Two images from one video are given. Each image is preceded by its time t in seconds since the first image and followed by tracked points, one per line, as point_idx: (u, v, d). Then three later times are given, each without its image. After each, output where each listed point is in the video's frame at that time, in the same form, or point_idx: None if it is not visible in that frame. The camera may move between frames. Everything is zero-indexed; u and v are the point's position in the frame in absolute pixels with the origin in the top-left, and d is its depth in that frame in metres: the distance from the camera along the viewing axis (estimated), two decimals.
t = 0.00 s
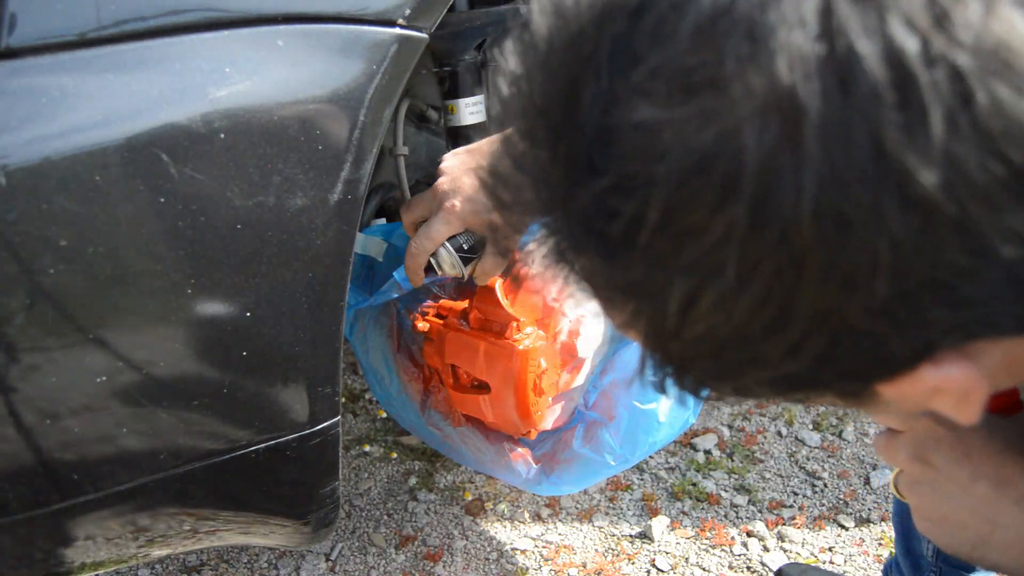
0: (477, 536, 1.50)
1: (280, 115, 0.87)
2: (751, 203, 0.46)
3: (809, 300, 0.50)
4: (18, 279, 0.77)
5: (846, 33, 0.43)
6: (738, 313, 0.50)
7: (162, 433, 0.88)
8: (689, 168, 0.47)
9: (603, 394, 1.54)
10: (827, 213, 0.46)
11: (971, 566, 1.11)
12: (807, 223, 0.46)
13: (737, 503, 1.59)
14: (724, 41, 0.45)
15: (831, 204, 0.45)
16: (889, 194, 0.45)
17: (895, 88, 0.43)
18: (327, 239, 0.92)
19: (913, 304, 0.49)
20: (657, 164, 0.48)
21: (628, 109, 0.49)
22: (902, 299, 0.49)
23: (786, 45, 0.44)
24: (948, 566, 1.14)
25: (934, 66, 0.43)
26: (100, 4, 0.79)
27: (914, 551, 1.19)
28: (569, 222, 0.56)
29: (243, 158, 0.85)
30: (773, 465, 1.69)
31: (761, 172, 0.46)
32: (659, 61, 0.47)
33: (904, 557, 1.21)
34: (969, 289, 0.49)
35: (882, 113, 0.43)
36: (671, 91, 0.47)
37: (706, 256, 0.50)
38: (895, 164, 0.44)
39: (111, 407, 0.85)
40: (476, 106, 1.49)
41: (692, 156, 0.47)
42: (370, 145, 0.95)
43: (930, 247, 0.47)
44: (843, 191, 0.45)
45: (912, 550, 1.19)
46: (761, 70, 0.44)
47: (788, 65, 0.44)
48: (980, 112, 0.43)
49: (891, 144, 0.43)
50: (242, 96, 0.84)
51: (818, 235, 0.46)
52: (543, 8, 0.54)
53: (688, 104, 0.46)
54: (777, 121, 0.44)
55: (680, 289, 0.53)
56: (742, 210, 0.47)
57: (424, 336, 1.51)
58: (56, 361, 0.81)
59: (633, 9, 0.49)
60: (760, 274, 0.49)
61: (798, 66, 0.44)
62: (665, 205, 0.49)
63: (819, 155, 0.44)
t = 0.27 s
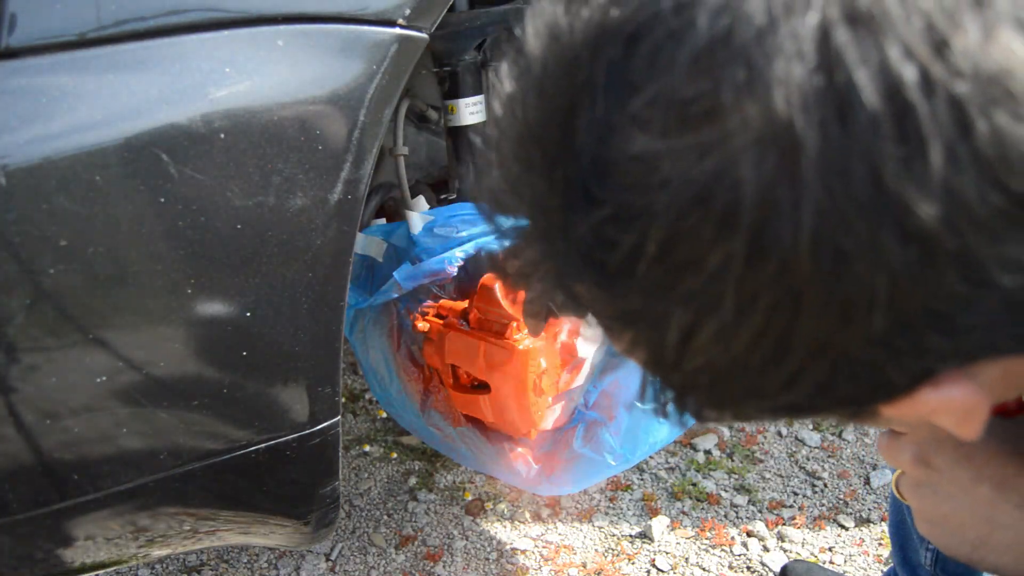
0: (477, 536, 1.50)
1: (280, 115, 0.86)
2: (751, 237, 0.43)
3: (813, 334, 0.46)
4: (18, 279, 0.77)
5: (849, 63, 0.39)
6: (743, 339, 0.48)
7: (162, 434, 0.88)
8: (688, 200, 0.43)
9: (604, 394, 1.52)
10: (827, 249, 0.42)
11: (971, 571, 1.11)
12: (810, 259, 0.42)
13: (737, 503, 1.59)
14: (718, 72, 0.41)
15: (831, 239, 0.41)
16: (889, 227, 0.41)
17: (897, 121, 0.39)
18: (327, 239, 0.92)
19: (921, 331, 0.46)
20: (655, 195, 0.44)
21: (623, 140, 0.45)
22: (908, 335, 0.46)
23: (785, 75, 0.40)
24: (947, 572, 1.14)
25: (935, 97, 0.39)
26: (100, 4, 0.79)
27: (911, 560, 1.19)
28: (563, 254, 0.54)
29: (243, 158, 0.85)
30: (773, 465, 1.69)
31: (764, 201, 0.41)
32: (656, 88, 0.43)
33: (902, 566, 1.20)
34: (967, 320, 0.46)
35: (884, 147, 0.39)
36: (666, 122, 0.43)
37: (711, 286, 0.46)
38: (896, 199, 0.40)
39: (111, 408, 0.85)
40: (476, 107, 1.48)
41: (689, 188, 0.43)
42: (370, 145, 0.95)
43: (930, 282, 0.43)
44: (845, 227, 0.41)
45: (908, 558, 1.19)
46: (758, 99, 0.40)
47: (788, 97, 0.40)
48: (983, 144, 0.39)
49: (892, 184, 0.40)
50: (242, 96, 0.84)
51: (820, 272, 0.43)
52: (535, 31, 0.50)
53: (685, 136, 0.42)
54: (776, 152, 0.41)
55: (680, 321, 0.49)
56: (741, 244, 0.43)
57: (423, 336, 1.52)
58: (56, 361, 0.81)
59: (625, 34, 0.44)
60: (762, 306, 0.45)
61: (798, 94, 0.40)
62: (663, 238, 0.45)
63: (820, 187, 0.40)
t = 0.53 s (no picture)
0: (477, 536, 1.50)
1: (280, 115, 0.86)
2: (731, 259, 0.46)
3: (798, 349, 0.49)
4: (18, 279, 0.77)
5: (825, 94, 0.42)
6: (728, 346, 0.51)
7: (163, 434, 0.88)
8: (672, 229, 0.47)
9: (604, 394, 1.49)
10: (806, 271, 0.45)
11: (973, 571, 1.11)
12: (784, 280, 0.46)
13: (737, 503, 1.59)
14: (701, 105, 0.44)
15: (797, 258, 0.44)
16: (865, 252, 0.44)
17: (871, 149, 0.42)
18: (327, 240, 0.92)
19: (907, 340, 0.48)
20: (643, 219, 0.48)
21: (611, 169, 0.48)
22: (884, 348, 0.49)
23: (764, 108, 0.43)
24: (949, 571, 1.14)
25: (911, 125, 0.42)
26: (100, 3, 0.79)
27: (912, 560, 1.19)
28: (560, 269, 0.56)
29: (243, 158, 0.85)
30: (773, 465, 1.69)
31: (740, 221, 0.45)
32: (640, 120, 0.46)
33: (903, 566, 1.20)
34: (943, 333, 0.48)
35: (860, 175, 0.42)
36: (652, 152, 0.46)
37: (698, 313, 0.50)
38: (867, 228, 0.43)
39: (111, 408, 0.85)
40: (476, 107, 1.49)
41: (674, 216, 0.46)
42: (370, 146, 0.95)
43: (904, 302, 0.46)
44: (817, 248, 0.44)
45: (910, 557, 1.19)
46: (740, 130, 0.44)
47: (767, 129, 0.43)
48: (960, 169, 0.42)
49: (870, 209, 0.43)
50: (243, 96, 0.84)
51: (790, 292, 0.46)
52: (522, 61, 0.55)
53: (672, 165, 0.46)
54: (756, 182, 0.44)
55: (669, 345, 0.53)
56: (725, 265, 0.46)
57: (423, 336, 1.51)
58: (56, 361, 0.81)
59: (609, 67, 0.48)
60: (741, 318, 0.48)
61: (777, 126, 0.43)
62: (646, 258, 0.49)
63: (799, 216, 0.44)
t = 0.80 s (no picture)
0: (477, 536, 1.50)
1: (280, 115, 0.86)
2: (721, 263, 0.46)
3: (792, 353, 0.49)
4: (18, 279, 0.77)
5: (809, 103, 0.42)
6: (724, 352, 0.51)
7: (163, 434, 0.88)
8: (661, 233, 0.47)
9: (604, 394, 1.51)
10: (793, 279, 0.46)
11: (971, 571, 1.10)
12: (775, 285, 0.46)
13: (737, 503, 1.59)
14: (688, 112, 0.44)
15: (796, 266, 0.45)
16: (852, 257, 0.44)
17: (855, 156, 0.42)
18: (327, 239, 0.92)
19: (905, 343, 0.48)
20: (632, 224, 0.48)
21: (601, 175, 0.48)
22: (874, 352, 0.50)
23: (747, 116, 0.43)
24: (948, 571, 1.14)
25: (894, 132, 0.42)
26: (100, 3, 0.79)
27: (912, 560, 1.18)
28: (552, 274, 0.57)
29: (243, 158, 0.85)
30: (773, 465, 1.69)
31: (731, 230, 0.45)
32: (629, 127, 0.46)
33: (903, 566, 1.20)
34: (932, 335, 0.49)
35: (844, 182, 0.43)
36: (640, 159, 0.47)
37: (692, 314, 0.50)
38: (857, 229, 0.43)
39: (111, 408, 0.85)
40: (476, 106, 1.47)
41: (664, 222, 0.47)
42: (370, 146, 0.95)
43: (891, 306, 0.47)
44: (808, 253, 0.45)
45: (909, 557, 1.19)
46: (725, 138, 0.44)
47: (752, 137, 0.43)
48: (942, 176, 0.42)
49: (854, 214, 0.43)
50: (243, 97, 0.84)
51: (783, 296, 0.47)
52: (516, 67, 0.55)
53: (660, 170, 0.46)
54: (742, 189, 0.44)
55: (659, 347, 0.53)
56: (715, 269, 0.47)
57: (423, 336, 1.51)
58: (56, 361, 0.81)
59: (600, 75, 0.48)
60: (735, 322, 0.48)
61: (761, 133, 0.43)
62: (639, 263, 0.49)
63: (785, 222, 0.44)
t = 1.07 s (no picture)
0: (477, 536, 1.50)
1: (280, 115, 0.87)
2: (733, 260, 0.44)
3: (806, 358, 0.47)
4: (18, 279, 0.77)
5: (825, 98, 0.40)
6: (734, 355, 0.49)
7: (163, 434, 0.88)
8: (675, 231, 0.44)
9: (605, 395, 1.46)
10: (809, 276, 0.43)
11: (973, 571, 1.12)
12: (792, 282, 0.44)
13: (737, 503, 1.59)
14: (703, 102, 0.42)
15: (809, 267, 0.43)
16: (869, 253, 0.42)
17: (874, 151, 0.40)
18: (327, 239, 0.92)
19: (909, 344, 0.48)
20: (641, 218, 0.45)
21: (611, 168, 0.46)
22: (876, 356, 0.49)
23: (762, 109, 0.41)
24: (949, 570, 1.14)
25: (912, 126, 0.40)
26: (100, 3, 0.79)
27: (912, 560, 1.18)
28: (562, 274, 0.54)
29: (242, 158, 0.85)
30: (773, 465, 1.69)
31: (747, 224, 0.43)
32: (640, 121, 0.44)
33: (903, 566, 1.20)
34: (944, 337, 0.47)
35: (862, 177, 0.41)
36: (651, 152, 0.44)
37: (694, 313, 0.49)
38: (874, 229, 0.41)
39: (111, 408, 0.85)
40: (476, 106, 1.47)
41: (676, 217, 0.44)
42: (370, 146, 0.95)
43: (904, 309, 0.45)
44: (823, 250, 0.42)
45: (910, 557, 1.19)
46: (740, 130, 0.41)
47: (768, 130, 0.41)
48: (960, 172, 0.40)
49: (873, 211, 0.41)
50: (243, 97, 0.84)
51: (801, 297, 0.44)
52: (522, 61, 0.52)
53: (672, 164, 0.43)
54: (758, 182, 0.42)
55: (669, 343, 0.50)
56: (728, 267, 0.44)
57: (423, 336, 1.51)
58: (56, 361, 0.81)
59: (611, 67, 0.46)
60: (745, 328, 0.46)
61: (776, 128, 0.41)
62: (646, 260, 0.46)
63: (800, 217, 0.42)
